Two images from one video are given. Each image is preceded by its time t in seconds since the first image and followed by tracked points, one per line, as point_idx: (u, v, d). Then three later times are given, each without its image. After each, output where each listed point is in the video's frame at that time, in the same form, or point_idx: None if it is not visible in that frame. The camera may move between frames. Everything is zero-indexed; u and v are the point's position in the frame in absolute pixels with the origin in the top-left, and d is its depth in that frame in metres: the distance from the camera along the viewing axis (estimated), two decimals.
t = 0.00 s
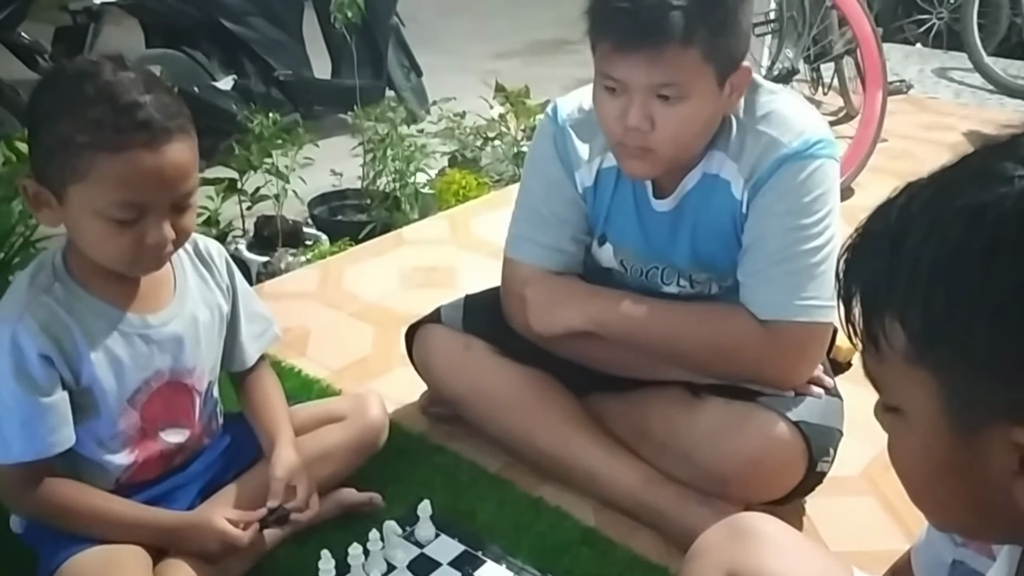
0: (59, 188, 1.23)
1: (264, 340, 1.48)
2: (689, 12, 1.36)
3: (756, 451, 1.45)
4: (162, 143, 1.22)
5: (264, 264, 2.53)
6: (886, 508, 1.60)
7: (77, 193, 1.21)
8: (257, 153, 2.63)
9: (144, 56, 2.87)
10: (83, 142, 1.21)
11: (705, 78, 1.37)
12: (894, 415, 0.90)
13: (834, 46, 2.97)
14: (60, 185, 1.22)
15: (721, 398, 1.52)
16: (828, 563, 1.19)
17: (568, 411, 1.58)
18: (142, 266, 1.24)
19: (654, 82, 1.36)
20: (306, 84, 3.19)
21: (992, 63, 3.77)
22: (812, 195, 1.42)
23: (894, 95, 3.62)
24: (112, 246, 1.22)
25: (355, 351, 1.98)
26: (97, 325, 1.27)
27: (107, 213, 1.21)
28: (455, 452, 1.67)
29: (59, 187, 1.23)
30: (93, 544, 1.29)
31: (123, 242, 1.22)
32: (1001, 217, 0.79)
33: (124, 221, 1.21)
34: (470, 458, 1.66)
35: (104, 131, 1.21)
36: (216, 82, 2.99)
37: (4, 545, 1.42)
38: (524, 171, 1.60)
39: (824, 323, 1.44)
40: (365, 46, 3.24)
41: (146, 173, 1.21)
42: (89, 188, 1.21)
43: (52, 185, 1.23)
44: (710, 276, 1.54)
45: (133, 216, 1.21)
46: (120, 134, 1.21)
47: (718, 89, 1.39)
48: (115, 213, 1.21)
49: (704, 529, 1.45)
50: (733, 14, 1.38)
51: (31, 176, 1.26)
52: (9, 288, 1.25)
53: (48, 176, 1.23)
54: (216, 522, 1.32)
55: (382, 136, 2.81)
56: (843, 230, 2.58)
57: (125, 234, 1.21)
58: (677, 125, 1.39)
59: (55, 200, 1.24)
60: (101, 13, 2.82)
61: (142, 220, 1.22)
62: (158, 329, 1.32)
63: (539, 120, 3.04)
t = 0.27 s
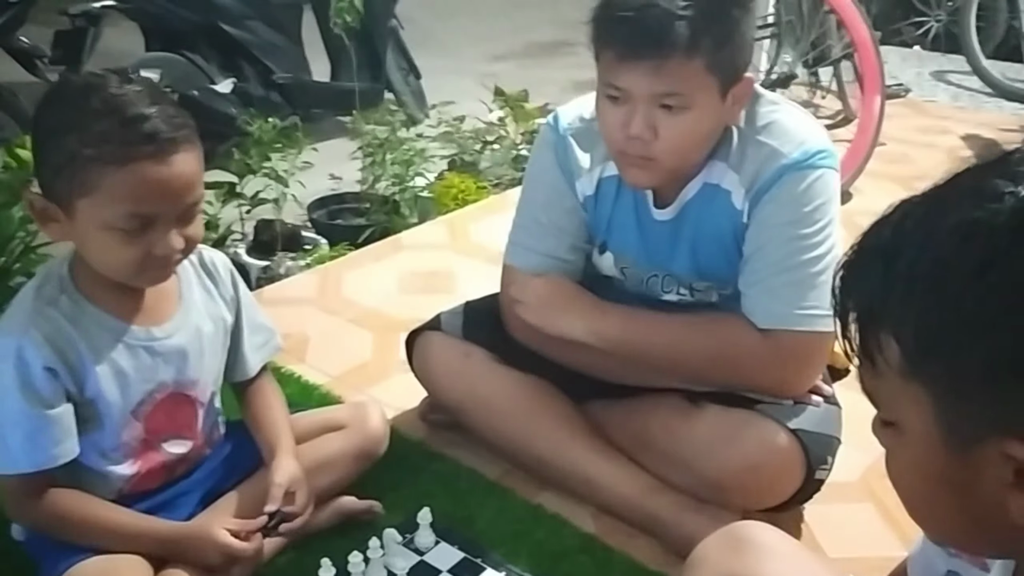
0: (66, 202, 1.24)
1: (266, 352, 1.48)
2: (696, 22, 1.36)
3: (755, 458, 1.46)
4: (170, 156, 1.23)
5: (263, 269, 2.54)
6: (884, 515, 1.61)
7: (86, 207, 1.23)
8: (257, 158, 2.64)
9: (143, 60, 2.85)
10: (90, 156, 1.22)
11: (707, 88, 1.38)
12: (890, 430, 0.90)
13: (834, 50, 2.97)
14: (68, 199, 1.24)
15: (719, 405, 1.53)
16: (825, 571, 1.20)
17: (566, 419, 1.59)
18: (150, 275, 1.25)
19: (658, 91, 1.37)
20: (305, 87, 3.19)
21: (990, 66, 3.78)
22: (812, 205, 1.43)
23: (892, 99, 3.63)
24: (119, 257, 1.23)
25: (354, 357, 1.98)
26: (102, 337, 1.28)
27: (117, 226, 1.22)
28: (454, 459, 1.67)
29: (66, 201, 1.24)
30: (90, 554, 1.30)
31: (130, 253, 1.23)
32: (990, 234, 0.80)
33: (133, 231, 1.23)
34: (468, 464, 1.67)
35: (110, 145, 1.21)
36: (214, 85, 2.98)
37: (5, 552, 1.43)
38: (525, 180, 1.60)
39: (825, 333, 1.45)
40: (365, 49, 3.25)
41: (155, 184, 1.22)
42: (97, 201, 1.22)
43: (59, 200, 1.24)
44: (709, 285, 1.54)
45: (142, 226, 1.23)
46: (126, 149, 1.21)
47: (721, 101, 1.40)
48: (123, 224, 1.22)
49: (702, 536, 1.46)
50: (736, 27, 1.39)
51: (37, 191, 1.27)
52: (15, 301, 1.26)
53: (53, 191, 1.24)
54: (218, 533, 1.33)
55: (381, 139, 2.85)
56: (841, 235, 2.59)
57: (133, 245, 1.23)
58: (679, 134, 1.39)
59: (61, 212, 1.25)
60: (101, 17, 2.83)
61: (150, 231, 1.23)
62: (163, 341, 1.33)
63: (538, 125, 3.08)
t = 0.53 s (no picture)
0: (68, 231, 1.24)
1: (267, 360, 1.49)
2: (693, 35, 1.37)
3: (754, 471, 1.46)
4: (164, 166, 1.24)
5: (263, 276, 2.54)
6: (881, 526, 1.61)
7: (92, 235, 1.23)
8: (257, 164, 2.63)
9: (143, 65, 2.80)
10: (87, 183, 1.21)
11: (704, 98, 1.39)
12: (880, 449, 0.91)
13: (832, 56, 2.99)
14: (72, 229, 1.24)
15: (718, 417, 1.53)
16: None
17: (565, 430, 1.59)
18: (161, 288, 1.27)
19: (655, 103, 1.37)
20: (305, 92, 3.19)
21: (989, 71, 3.78)
22: (808, 218, 1.43)
23: (891, 103, 3.63)
24: (129, 277, 1.24)
25: (353, 366, 1.98)
26: (104, 351, 1.28)
27: (125, 246, 1.23)
28: (452, 469, 1.68)
29: (68, 229, 1.24)
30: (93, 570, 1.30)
31: (143, 270, 1.24)
32: (974, 257, 0.80)
33: (142, 249, 1.24)
34: (467, 475, 1.67)
35: (107, 168, 1.22)
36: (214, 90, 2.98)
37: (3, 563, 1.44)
38: (523, 190, 1.61)
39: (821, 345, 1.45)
40: (363, 53, 3.25)
41: (156, 199, 1.23)
42: (101, 225, 1.23)
43: (61, 231, 1.24)
44: (706, 295, 1.55)
45: (149, 242, 1.24)
46: (122, 168, 1.22)
47: (716, 113, 1.41)
48: (131, 244, 1.23)
49: (699, 549, 1.46)
50: (733, 41, 1.40)
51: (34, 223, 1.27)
52: (17, 316, 1.26)
53: (53, 220, 1.24)
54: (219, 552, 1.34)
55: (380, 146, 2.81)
56: (840, 242, 2.59)
57: (143, 263, 1.24)
58: (678, 145, 1.40)
59: (64, 242, 1.25)
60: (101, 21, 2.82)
61: (155, 245, 1.25)
62: (164, 353, 1.33)
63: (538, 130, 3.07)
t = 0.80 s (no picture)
0: (66, 243, 1.24)
1: (263, 370, 1.50)
2: (633, 26, 1.37)
3: (750, 480, 1.47)
4: (154, 170, 1.25)
5: (261, 281, 2.54)
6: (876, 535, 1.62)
7: (89, 245, 1.24)
8: (256, 169, 2.63)
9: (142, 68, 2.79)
10: (79, 196, 1.22)
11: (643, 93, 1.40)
12: (864, 459, 0.92)
13: (830, 60, 3.03)
14: (69, 241, 1.24)
15: (715, 425, 1.53)
16: None
17: (563, 438, 1.59)
18: (161, 294, 1.27)
19: (592, 92, 1.40)
20: (304, 95, 3.19)
21: (988, 73, 3.78)
22: (793, 224, 1.43)
23: (890, 107, 3.64)
24: (129, 284, 1.25)
25: (351, 373, 1.99)
26: (99, 363, 1.29)
27: (123, 254, 1.24)
28: (449, 477, 1.69)
29: (66, 243, 1.24)
30: None
31: (141, 277, 1.25)
32: (960, 278, 0.80)
33: (140, 255, 1.25)
34: (463, 483, 1.68)
35: (97, 177, 1.22)
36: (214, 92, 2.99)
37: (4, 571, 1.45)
38: (510, 199, 1.63)
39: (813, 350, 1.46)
40: (363, 59, 3.24)
41: (148, 205, 1.24)
42: (98, 235, 1.23)
43: (59, 244, 1.25)
44: (697, 301, 1.55)
45: (146, 247, 1.25)
46: (114, 173, 1.23)
47: (660, 109, 1.41)
48: (130, 251, 1.24)
49: (693, 557, 1.47)
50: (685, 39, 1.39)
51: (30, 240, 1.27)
52: (13, 329, 1.26)
53: (50, 234, 1.24)
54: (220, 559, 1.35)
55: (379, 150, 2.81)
56: (837, 247, 2.59)
57: (141, 269, 1.25)
58: (618, 138, 1.41)
59: (62, 257, 1.25)
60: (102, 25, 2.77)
61: (152, 249, 1.26)
62: (160, 365, 1.33)
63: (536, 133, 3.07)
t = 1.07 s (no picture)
0: (90, 230, 1.26)
1: (262, 373, 1.51)
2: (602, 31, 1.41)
3: (740, 484, 1.48)
4: (151, 139, 1.29)
5: (261, 282, 2.55)
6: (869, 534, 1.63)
7: (113, 223, 1.26)
8: (256, 169, 2.64)
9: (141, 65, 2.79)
10: (97, 170, 1.24)
11: (562, 94, 1.42)
12: (854, 448, 0.93)
13: (829, 59, 3.02)
14: (91, 225, 1.26)
15: (707, 428, 1.54)
16: None
17: (559, 442, 1.61)
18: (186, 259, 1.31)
19: (513, 93, 1.43)
20: (302, 93, 3.19)
21: (986, 72, 3.78)
22: (746, 217, 1.44)
23: (888, 106, 3.64)
24: (157, 254, 1.27)
25: (350, 374, 2.00)
26: (107, 363, 1.30)
27: (144, 222, 1.27)
28: (447, 478, 1.70)
29: (90, 228, 1.26)
30: None
31: (168, 244, 1.28)
32: (971, 286, 0.81)
33: (162, 223, 1.28)
34: (461, 484, 1.69)
35: (108, 149, 1.25)
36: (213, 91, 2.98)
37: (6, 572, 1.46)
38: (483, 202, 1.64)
39: (781, 342, 1.45)
40: (360, 55, 3.25)
41: (157, 172, 1.27)
42: (120, 209, 1.26)
43: (84, 232, 1.26)
44: (668, 298, 1.56)
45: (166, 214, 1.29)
46: (117, 143, 1.26)
47: (581, 111, 1.44)
48: (153, 219, 1.27)
49: (688, 559, 1.49)
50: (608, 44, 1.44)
51: (53, 240, 1.29)
52: (20, 332, 1.27)
53: (72, 226, 1.26)
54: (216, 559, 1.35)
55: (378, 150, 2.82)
56: (835, 247, 2.60)
57: (166, 236, 1.28)
58: (541, 137, 1.44)
59: (88, 244, 1.27)
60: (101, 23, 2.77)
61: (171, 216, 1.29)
62: (167, 365, 1.34)
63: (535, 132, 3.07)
